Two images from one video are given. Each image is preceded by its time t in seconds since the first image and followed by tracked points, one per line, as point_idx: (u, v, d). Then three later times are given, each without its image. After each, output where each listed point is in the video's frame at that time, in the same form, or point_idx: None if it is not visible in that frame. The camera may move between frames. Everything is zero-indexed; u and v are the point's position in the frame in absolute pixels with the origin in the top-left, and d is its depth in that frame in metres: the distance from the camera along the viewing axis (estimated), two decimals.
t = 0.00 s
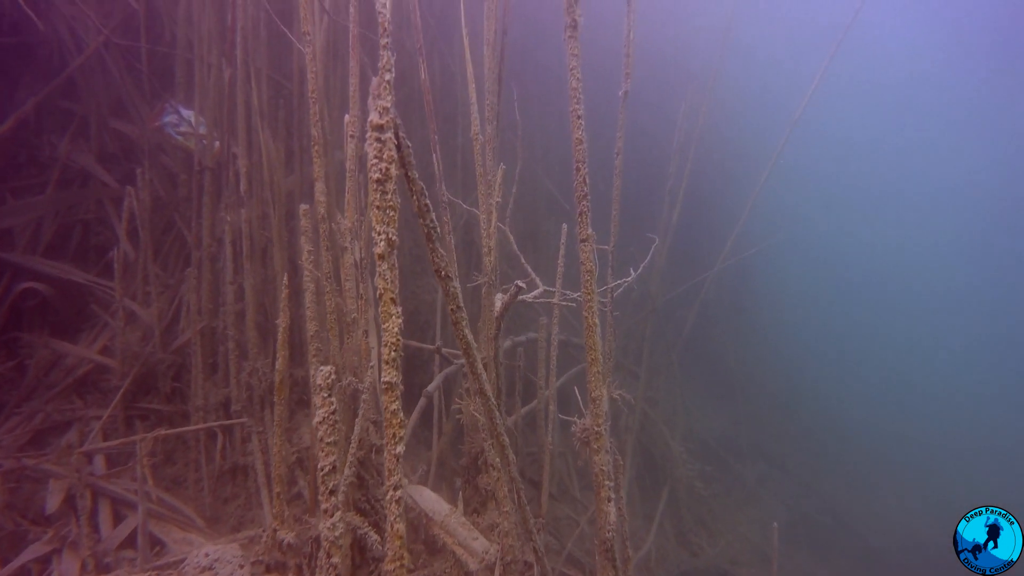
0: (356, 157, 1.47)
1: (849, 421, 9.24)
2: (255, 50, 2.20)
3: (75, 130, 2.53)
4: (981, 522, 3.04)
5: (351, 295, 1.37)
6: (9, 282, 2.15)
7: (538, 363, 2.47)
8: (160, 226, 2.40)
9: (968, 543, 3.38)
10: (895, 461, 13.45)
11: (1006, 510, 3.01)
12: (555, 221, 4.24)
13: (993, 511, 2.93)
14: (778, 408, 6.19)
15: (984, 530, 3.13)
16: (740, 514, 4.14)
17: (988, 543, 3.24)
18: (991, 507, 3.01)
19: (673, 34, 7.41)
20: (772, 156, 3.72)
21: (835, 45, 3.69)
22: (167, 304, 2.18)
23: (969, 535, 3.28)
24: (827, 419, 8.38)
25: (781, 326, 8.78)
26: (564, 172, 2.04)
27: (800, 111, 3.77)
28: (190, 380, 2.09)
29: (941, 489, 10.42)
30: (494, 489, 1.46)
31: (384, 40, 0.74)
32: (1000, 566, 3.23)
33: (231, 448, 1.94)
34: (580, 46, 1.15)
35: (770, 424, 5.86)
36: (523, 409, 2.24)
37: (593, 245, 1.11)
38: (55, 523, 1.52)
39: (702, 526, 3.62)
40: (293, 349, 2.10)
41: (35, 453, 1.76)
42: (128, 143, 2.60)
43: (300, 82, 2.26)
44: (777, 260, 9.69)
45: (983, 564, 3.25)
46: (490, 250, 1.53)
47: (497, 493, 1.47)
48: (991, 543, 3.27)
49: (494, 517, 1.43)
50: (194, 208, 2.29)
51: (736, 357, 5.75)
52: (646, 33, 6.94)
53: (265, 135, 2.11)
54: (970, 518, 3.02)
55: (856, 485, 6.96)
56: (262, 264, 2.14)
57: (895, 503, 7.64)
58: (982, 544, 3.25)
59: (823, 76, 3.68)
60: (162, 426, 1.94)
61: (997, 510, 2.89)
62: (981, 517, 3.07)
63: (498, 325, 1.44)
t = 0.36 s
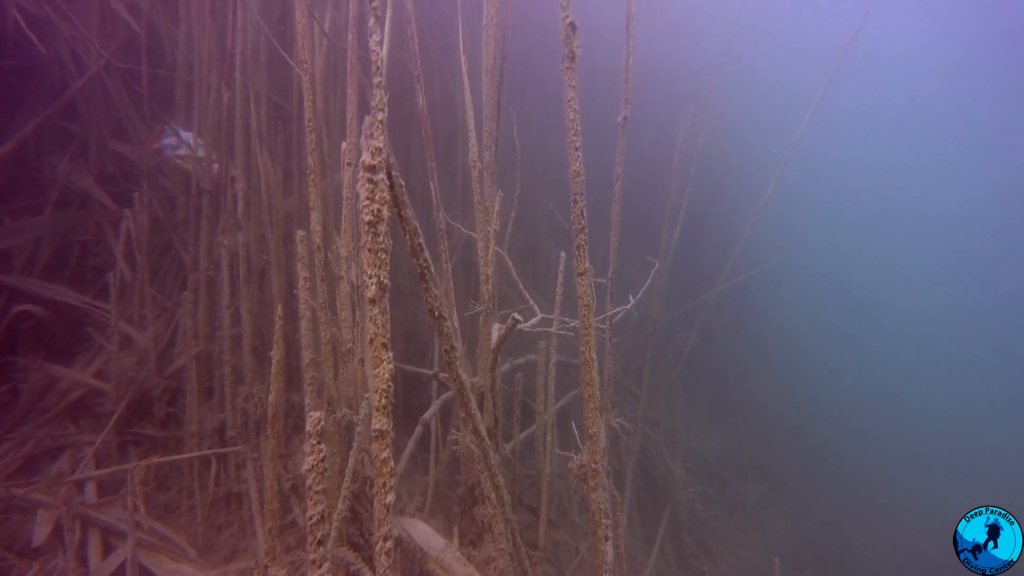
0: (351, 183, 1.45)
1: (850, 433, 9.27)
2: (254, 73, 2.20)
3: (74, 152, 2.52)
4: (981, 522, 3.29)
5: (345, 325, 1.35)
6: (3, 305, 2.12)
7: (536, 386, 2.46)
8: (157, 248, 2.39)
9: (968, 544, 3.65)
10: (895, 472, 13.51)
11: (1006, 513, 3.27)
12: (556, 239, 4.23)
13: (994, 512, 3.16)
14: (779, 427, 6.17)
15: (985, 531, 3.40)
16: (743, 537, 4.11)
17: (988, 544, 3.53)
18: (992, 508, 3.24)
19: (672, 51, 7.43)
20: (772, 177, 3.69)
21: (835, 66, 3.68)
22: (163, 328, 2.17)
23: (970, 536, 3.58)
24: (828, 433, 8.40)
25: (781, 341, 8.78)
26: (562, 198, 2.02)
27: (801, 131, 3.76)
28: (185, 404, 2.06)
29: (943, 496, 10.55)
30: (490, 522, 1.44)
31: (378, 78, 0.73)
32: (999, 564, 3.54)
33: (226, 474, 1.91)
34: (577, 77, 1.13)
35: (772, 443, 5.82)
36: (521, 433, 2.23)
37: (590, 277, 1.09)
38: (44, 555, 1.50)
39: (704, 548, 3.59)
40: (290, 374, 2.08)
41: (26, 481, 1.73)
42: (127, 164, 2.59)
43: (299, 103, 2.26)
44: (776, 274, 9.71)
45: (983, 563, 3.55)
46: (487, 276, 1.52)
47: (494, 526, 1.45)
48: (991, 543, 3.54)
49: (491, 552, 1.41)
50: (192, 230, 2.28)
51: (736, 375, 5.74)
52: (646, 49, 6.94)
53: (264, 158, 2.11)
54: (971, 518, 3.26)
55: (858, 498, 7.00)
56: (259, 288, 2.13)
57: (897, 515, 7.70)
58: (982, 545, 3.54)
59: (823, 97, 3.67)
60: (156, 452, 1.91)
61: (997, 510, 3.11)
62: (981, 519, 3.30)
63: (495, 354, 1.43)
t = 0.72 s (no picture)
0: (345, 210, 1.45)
1: (851, 449, 9.23)
2: (252, 95, 2.19)
3: (72, 171, 2.51)
4: (982, 521, 3.32)
5: (338, 355, 1.34)
6: None
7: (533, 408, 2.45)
8: (153, 269, 2.38)
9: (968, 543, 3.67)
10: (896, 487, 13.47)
11: (1005, 510, 3.30)
12: (554, 256, 4.26)
13: (994, 512, 3.22)
14: (779, 445, 6.14)
15: (985, 530, 3.42)
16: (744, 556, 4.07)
17: (988, 543, 3.55)
18: (992, 508, 3.30)
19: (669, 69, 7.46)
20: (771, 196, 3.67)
21: (833, 85, 3.66)
22: (156, 351, 2.15)
23: (969, 535, 3.59)
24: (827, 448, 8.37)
25: (780, 357, 8.76)
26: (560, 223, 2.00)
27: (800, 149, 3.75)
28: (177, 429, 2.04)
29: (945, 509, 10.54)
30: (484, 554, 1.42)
31: (369, 117, 0.72)
32: (999, 563, 3.55)
33: (218, 501, 1.89)
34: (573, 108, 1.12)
35: (772, 461, 5.79)
36: (518, 458, 2.20)
37: (585, 311, 1.08)
38: None
39: (705, 570, 3.56)
40: (284, 398, 2.07)
41: (14, 509, 1.70)
42: (124, 184, 2.58)
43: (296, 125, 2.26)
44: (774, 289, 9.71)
45: (983, 562, 3.56)
46: (483, 305, 1.52)
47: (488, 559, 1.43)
48: (990, 543, 3.56)
49: None
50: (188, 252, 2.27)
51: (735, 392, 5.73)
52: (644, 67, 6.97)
53: (261, 181, 2.10)
54: (972, 518, 3.31)
55: (858, 512, 7.00)
56: (254, 311, 2.12)
57: (898, 530, 7.67)
58: (982, 544, 3.56)
59: (822, 115, 3.67)
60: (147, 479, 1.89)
61: (998, 510, 3.18)
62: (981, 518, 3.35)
63: (490, 384, 1.42)
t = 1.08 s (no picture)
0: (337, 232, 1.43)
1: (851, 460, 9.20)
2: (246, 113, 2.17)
3: (64, 188, 2.48)
4: (981, 522, 3.42)
5: (331, 382, 1.32)
6: None
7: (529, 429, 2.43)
8: (145, 287, 2.36)
9: (968, 544, 3.59)
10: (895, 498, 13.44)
11: (1005, 511, 3.40)
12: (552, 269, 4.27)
13: (994, 512, 3.34)
14: (777, 459, 6.11)
15: (985, 530, 3.45)
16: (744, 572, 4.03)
17: (988, 543, 3.49)
18: (991, 508, 3.41)
19: (666, 80, 7.46)
20: (770, 210, 3.66)
21: (831, 98, 3.65)
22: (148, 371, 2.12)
23: (969, 534, 3.53)
24: (826, 459, 8.34)
25: (778, 368, 8.73)
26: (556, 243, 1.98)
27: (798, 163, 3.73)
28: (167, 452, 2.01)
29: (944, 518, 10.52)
30: None
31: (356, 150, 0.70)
32: (1000, 564, 3.46)
33: (208, 526, 1.86)
34: (568, 133, 1.10)
35: (772, 474, 5.76)
36: (514, 478, 2.18)
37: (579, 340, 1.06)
38: None
39: None
40: (276, 419, 2.04)
41: None
42: (117, 201, 2.56)
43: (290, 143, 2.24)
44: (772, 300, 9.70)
45: (983, 562, 3.48)
46: (477, 329, 1.50)
47: None
48: (991, 543, 3.49)
49: None
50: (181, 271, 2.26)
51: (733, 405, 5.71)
52: (640, 79, 6.97)
53: (253, 199, 2.08)
54: (972, 517, 3.38)
55: (857, 523, 6.98)
56: (246, 331, 2.09)
57: (897, 542, 7.64)
58: (982, 544, 3.50)
59: (821, 128, 3.65)
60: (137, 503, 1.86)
61: (998, 510, 3.30)
62: (980, 518, 3.44)
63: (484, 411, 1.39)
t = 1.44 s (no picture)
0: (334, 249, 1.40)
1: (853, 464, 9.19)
2: (243, 125, 2.15)
3: (61, 201, 2.47)
4: (982, 522, 3.38)
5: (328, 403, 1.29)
6: None
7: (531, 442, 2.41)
8: (143, 300, 2.34)
9: (967, 545, 3.66)
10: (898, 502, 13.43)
11: (1005, 510, 3.35)
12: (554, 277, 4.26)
13: (993, 511, 3.28)
14: (780, 466, 6.08)
15: (985, 530, 3.46)
16: None
17: (988, 543, 3.56)
18: (992, 508, 3.36)
19: (666, 85, 7.45)
20: (773, 218, 3.63)
21: (834, 105, 3.62)
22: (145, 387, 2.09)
23: (969, 535, 3.59)
24: (829, 463, 8.33)
25: (780, 373, 8.71)
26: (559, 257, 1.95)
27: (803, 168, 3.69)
28: (164, 469, 1.99)
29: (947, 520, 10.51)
30: None
31: (348, 177, 0.67)
32: (1000, 564, 3.55)
33: (205, 545, 1.84)
34: (569, 150, 1.07)
35: (775, 482, 5.73)
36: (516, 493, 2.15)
37: (582, 363, 1.03)
38: None
39: None
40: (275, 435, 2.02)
41: None
42: (113, 212, 2.54)
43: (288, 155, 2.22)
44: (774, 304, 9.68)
45: (983, 562, 3.56)
46: (477, 346, 1.47)
47: None
48: (991, 543, 3.57)
49: None
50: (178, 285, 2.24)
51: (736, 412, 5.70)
52: (641, 84, 6.95)
53: (251, 213, 2.07)
54: (972, 518, 3.35)
55: (860, 527, 6.97)
56: (244, 346, 2.07)
57: (902, 546, 7.62)
58: (982, 544, 3.57)
59: (826, 133, 3.61)
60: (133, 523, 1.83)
61: (997, 509, 3.25)
62: (981, 518, 3.40)
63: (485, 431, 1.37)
